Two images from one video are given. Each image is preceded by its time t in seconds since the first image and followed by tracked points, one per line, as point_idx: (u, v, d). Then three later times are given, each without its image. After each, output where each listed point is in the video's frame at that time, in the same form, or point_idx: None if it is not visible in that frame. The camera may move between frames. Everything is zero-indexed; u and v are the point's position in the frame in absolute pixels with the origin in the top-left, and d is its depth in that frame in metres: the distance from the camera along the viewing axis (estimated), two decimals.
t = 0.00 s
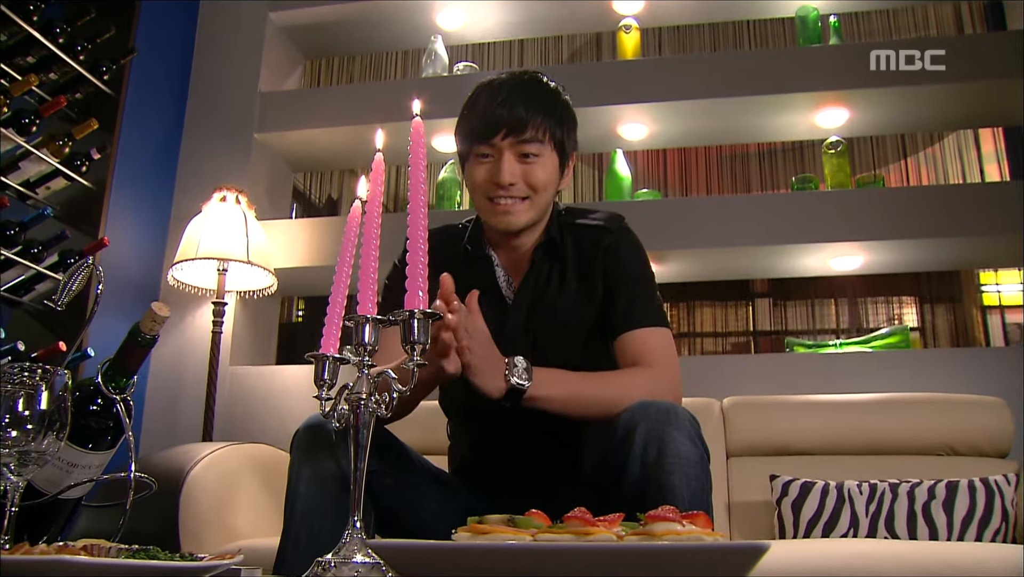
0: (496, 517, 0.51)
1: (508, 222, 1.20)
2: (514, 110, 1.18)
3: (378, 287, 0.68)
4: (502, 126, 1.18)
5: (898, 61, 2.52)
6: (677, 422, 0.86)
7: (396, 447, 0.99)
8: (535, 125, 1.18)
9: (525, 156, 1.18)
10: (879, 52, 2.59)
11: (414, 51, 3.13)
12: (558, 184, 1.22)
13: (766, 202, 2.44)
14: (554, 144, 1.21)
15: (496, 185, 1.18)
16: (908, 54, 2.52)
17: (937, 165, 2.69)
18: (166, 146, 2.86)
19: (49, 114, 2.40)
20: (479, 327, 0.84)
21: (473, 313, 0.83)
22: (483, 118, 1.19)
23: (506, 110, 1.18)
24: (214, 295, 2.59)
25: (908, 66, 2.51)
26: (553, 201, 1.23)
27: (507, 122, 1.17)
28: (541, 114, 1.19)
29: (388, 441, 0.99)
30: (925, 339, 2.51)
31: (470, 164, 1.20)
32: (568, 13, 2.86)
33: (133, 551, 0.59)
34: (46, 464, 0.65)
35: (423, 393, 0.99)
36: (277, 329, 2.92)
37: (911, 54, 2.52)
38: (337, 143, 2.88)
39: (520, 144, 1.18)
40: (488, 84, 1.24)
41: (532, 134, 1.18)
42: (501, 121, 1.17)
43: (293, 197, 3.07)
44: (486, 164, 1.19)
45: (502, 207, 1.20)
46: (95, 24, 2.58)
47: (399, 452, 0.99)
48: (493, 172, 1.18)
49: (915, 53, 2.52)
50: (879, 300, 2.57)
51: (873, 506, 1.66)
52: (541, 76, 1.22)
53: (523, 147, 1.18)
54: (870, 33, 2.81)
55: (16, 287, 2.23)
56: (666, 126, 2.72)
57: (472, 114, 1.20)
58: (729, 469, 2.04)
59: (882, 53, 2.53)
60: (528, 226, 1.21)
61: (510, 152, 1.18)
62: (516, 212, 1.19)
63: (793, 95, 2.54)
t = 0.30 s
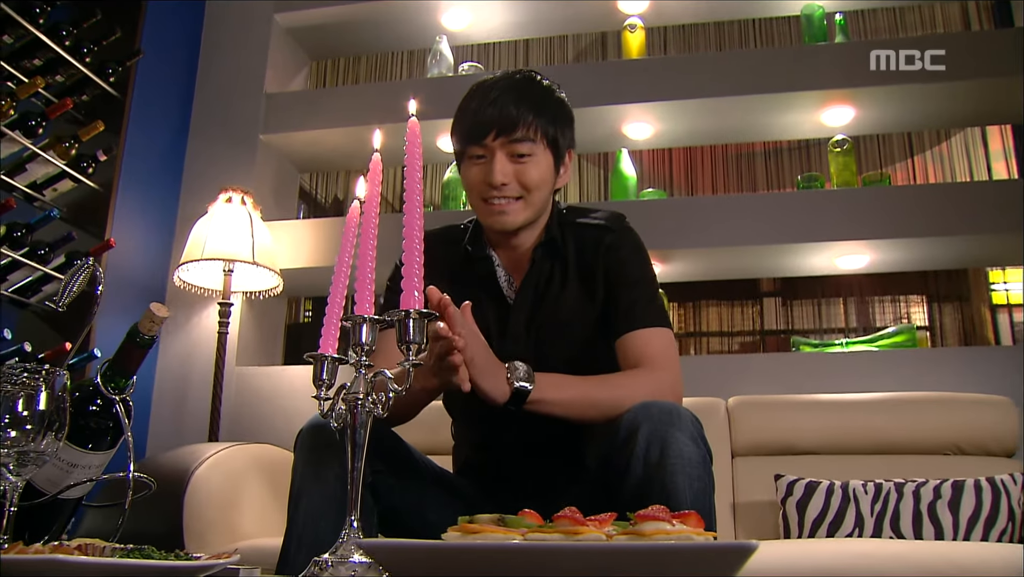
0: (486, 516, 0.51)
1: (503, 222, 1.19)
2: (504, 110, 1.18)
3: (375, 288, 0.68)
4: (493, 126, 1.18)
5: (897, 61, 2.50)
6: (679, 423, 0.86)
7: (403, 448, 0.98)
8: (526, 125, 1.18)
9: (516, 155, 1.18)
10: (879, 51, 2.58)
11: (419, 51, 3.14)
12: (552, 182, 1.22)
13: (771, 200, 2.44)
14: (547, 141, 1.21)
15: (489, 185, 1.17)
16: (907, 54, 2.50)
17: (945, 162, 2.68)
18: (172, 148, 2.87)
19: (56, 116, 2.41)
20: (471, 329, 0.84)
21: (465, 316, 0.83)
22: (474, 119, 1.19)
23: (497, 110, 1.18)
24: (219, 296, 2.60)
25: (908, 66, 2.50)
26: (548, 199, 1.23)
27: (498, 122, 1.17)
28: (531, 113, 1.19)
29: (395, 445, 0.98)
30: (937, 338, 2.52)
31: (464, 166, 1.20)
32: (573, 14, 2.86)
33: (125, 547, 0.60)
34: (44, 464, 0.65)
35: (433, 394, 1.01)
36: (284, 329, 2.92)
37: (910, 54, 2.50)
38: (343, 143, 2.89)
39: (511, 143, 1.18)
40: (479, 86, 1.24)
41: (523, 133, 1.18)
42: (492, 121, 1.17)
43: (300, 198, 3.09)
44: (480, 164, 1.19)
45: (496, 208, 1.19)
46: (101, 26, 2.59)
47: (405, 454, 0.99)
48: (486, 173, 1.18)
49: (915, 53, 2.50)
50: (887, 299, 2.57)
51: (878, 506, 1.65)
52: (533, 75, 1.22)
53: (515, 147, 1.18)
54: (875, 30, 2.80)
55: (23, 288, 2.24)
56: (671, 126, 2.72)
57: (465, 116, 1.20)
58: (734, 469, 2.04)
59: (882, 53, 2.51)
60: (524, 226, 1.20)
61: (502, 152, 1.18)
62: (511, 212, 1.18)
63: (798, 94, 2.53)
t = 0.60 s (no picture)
0: (477, 516, 0.51)
1: (506, 222, 1.19)
2: (506, 110, 1.17)
3: (373, 289, 0.69)
4: (496, 125, 1.17)
5: (897, 61, 2.49)
6: (679, 422, 0.86)
7: (403, 448, 0.98)
8: (529, 124, 1.18)
9: (519, 155, 1.18)
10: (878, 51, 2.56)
11: (424, 51, 3.14)
12: (553, 182, 1.22)
13: (777, 199, 2.43)
14: (548, 141, 1.21)
15: (492, 185, 1.17)
16: (907, 54, 2.49)
17: (953, 160, 2.67)
18: (178, 149, 2.88)
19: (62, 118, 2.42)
20: (477, 329, 0.86)
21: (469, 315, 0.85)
22: (477, 119, 1.18)
23: (499, 110, 1.18)
24: (225, 296, 2.61)
25: (907, 66, 2.49)
26: (549, 200, 1.23)
27: (501, 122, 1.17)
28: (534, 113, 1.19)
29: (395, 444, 0.98)
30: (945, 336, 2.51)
31: (466, 166, 1.20)
32: (577, 13, 2.86)
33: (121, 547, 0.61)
34: (43, 464, 0.66)
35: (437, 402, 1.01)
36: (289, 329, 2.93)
37: (910, 54, 2.49)
38: (348, 144, 2.89)
39: (514, 143, 1.18)
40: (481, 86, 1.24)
41: (525, 133, 1.18)
42: (495, 121, 1.17)
43: (307, 198, 3.10)
44: (482, 164, 1.19)
45: (499, 208, 1.19)
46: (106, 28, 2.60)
47: (404, 454, 0.99)
48: (489, 173, 1.17)
49: (915, 53, 2.49)
50: (894, 297, 2.56)
51: (884, 505, 1.65)
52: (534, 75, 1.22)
53: (517, 147, 1.18)
54: (881, 28, 2.79)
55: (30, 290, 2.25)
56: (676, 125, 2.72)
57: (466, 115, 1.20)
58: (739, 468, 2.03)
59: (882, 53, 2.50)
60: (526, 226, 1.20)
61: (505, 151, 1.17)
62: (513, 212, 1.18)
63: (804, 92, 2.52)
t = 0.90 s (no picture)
0: (468, 516, 0.51)
1: (509, 222, 1.19)
2: (510, 109, 1.17)
3: (370, 289, 0.69)
4: (499, 125, 1.17)
5: (898, 61, 2.48)
6: (681, 422, 0.85)
7: (405, 449, 0.99)
8: (532, 124, 1.18)
9: (523, 154, 1.18)
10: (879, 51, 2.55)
11: (430, 51, 3.14)
12: (557, 181, 1.22)
13: (783, 198, 2.42)
14: (552, 141, 1.21)
15: (495, 185, 1.17)
16: (907, 55, 2.48)
17: (962, 159, 2.66)
18: (185, 150, 2.89)
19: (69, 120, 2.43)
20: (483, 331, 0.87)
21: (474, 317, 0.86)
22: (480, 119, 1.18)
23: (501, 109, 1.18)
24: (232, 297, 2.62)
25: (908, 66, 2.47)
26: (553, 199, 1.23)
27: (504, 121, 1.17)
28: (537, 112, 1.19)
29: (396, 444, 0.98)
30: (957, 335, 2.50)
31: (469, 165, 1.20)
32: (583, 13, 2.86)
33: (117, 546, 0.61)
34: (43, 464, 0.66)
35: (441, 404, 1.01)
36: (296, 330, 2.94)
37: (910, 55, 2.48)
38: (353, 145, 2.90)
39: (517, 142, 1.18)
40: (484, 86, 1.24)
41: (528, 132, 1.18)
42: (498, 120, 1.17)
43: (314, 198, 3.11)
44: (486, 164, 1.19)
45: (502, 208, 1.19)
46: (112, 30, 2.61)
47: (407, 453, 0.99)
48: (492, 172, 1.18)
49: (915, 53, 2.48)
50: (901, 296, 2.56)
51: (889, 505, 1.64)
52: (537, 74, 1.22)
53: (520, 146, 1.18)
54: (888, 26, 2.77)
55: (38, 291, 2.26)
56: (682, 124, 2.71)
57: (469, 115, 1.20)
58: (744, 468, 2.03)
59: (882, 53, 2.49)
60: (529, 226, 1.20)
61: (508, 151, 1.17)
62: (517, 212, 1.18)
63: (811, 91, 2.51)
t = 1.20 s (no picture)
0: (459, 515, 0.51)
1: (511, 221, 1.20)
2: (511, 108, 1.17)
3: (367, 289, 0.69)
4: (500, 124, 1.17)
5: (898, 61, 2.47)
6: (681, 421, 0.85)
7: (406, 449, 0.98)
8: (533, 123, 1.18)
9: (525, 153, 1.18)
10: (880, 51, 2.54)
11: (435, 51, 3.15)
12: (558, 180, 1.22)
13: (788, 196, 2.41)
14: (554, 140, 1.21)
15: (497, 184, 1.18)
16: (908, 54, 2.47)
17: (971, 156, 2.65)
18: (191, 151, 2.90)
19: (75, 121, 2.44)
20: (483, 330, 0.87)
21: (475, 316, 0.86)
22: (481, 118, 1.18)
23: (503, 108, 1.17)
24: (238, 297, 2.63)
25: (908, 66, 2.46)
26: (554, 198, 1.23)
27: (505, 121, 1.17)
28: (539, 111, 1.19)
29: (397, 444, 0.98)
30: (966, 334, 2.47)
31: (471, 165, 1.20)
32: (588, 13, 2.86)
33: (113, 545, 0.61)
34: (43, 463, 0.66)
35: (443, 403, 1.01)
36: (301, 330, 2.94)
37: (910, 54, 2.47)
38: (359, 145, 2.90)
39: (519, 142, 1.18)
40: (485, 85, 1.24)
41: (530, 132, 1.18)
42: (499, 120, 1.17)
43: (321, 198, 3.12)
44: (487, 163, 1.19)
45: (504, 207, 1.19)
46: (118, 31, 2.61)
47: (409, 453, 0.99)
48: (494, 172, 1.18)
49: (915, 53, 2.47)
50: (908, 295, 2.54)
51: (894, 504, 1.64)
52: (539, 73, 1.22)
53: (522, 145, 1.18)
54: (894, 23, 2.76)
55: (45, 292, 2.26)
56: (688, 123, 2.70)
57: (471, 114, 1.19)
58: (749, 467, 2.03)
59: (882, 53, 2.48)
60: (531, 226, 1.21)
61: (510, 150, 1.18)
62: (519, 211, 1.19)
63: (816, 89, 2.50)
